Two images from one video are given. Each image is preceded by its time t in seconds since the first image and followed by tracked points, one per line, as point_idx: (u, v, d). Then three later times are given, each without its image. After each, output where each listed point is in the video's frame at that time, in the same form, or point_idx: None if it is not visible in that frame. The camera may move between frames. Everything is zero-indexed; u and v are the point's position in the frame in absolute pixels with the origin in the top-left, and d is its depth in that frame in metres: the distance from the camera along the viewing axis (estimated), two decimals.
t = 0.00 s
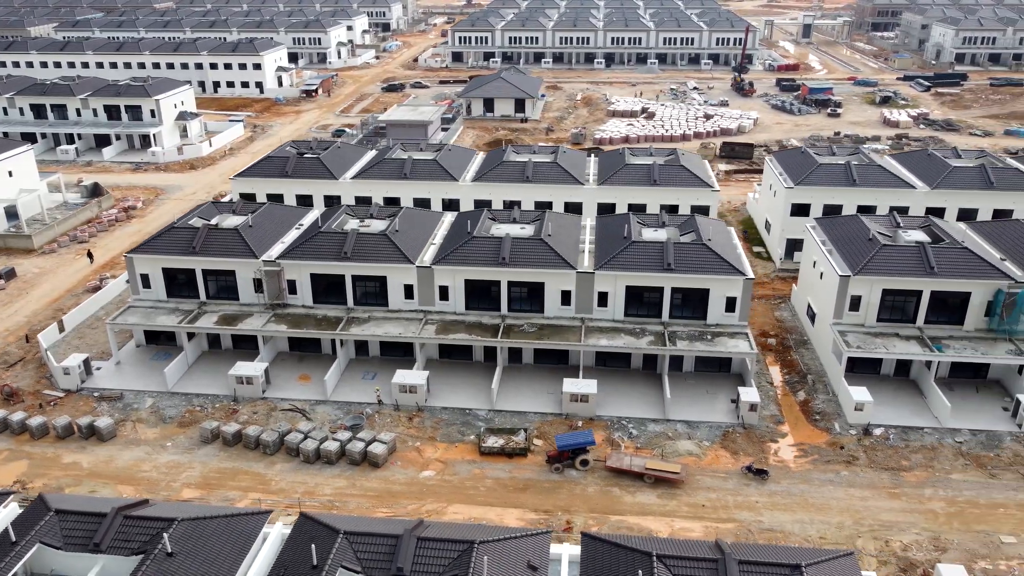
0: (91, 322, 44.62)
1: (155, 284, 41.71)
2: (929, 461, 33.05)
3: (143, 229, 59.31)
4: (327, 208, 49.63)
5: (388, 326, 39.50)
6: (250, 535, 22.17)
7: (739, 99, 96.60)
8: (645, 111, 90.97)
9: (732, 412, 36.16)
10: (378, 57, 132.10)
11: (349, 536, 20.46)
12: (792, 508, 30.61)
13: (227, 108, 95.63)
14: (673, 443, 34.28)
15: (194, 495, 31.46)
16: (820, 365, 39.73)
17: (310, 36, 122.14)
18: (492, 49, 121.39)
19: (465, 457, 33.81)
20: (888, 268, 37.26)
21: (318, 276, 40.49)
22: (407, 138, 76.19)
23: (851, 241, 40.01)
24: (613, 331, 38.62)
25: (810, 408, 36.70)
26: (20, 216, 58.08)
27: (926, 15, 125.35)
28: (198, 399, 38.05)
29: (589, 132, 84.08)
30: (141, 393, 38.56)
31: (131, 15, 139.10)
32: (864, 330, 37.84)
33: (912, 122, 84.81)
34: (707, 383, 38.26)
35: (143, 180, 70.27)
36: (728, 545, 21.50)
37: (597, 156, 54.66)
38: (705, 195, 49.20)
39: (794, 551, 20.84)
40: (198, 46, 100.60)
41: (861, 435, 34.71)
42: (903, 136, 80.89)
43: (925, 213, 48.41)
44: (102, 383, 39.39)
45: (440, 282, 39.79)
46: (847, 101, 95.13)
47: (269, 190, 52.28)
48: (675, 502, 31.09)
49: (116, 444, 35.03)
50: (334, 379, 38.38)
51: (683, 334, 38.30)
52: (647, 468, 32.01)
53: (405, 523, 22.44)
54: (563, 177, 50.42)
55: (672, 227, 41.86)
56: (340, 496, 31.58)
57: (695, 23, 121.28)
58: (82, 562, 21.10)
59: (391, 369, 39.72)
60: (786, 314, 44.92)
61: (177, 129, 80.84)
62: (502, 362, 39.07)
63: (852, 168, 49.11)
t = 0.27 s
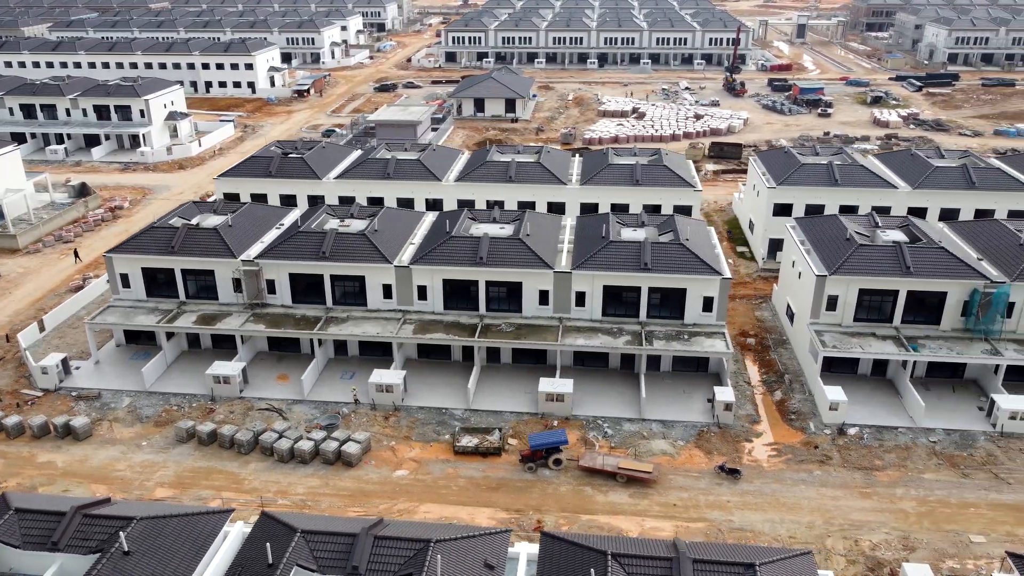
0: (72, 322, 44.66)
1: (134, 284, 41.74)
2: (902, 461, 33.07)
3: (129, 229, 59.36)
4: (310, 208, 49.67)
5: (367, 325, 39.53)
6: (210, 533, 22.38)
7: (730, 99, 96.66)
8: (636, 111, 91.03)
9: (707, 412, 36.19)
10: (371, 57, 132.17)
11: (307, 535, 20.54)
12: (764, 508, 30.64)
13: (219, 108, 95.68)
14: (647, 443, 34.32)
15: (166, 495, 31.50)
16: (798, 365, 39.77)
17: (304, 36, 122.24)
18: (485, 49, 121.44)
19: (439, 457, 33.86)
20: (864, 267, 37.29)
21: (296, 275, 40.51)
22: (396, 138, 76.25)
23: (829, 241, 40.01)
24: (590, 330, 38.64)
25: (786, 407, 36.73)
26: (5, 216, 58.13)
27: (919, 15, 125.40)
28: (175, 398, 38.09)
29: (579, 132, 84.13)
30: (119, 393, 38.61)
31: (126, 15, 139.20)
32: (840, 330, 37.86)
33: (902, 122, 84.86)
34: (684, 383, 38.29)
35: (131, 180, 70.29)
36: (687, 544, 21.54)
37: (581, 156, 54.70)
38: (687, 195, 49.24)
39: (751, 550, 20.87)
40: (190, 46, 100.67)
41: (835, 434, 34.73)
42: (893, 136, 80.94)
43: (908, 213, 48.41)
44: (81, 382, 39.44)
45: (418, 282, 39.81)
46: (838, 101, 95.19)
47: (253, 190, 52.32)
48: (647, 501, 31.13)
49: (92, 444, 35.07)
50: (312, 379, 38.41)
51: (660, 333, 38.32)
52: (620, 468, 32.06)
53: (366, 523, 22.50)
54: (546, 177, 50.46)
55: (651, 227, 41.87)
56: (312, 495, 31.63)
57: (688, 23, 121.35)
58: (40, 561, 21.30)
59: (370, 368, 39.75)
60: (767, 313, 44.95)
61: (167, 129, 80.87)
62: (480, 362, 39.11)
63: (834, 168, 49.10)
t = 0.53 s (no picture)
0: (52, 322, 44.71)
1: (113, 284, 41.78)
2: (874, 461, 33.09)
3: (113, 229, 59.39)
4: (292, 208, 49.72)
5: (343, 325, 39.58)
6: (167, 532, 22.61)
7: (721, 99, 96.74)
8: (626, 111, 91.10)
9: (681, 412, 36.22)
10: (365, 57, 132.25)
11: (261, 534, 20.60)
12: (733, 508, 30.66)
13: (210, 108, 95.74)
14: (620, 443, 34.38)
15: (138, 495, 31.52)
16: (774, 365, 39.83)
17: (297, 36, 122.35)
18: (478, 50, 121.48)
19: (411, 456, 33.89)
20: (839, 268, 37.33)
21: (273, 275, 40.55)
22: (385, 138, 76.33)
23: (805, 241, 40.05)
24: (566, 330, 38.69)
25: (760, 407, 36.80)
26: None
27: (913, 15, 125.44)
28: (151, 398, 38.12)
29: (569, 132, 84.22)
30: (95, 392, 38.64)
31: (120, 15, 139.30)
32: (815, 330, 37.89)
33: (891, 123, 84.90)
34: (659, 383, 38.37)
35: (119, 180, 70.34)
36: (643, 544, 21.57)
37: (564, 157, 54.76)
38: (668, 195, 49.29)
39: (706, 550, 20.88)
40: (182, 46, 100.74)
41: (808, 434, 34.77)
42: (881, 136, 81.00)
43: (888, 213, 48.46)
44: (57, 382, 39.49)
45: (395, 282, 39.83)
46: (828, 101, 95.25)
47: (236, 190, 52.38)
48: (617, 501, 31.17)
49: (66, 444, 35.11)
50: (288, 379, 38.46)
51: (636, 333, 38.37)
52: (590, 468, 32.10)
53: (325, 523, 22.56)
54: (528, 177, 50.52)
55: (629, 227, 41.92)
56: (283, 495, 31.66)
57: (681, 23, 121.39)
58: None
59: (346, 368, 39.79)
60: (746, 313, 45.01)
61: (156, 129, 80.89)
62: (457, 362, 39.18)
63: (815, 169, 49.13)
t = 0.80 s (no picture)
0: (30, 322, 44.75)
1: (90, 284, 41.83)
2: (844, 461, 33.12)
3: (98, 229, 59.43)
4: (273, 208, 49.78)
5: (319, 325, 39.63)
6: (123, 531, 22.97)
7: (711, 100, 96.81)
8: (616, 111, 91.17)
9: (654, 411, 36.25)
10: (358, 57, 132.34)
11: (214, 533, 20.67)
12: (701, 507, 30.72)
13: (200, 108, 95.80)
14: (591, 443, 34.44)
15: (107, 494, 31.56)
16: (750, 365, 39.87)
17: (289, 36, 122.46)
18: (470, 50, 121.50)
19: (383, 456, 33.95)
20: (812, 268, 37.38)
21: (250, 275, 40.60)
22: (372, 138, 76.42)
23: (781, 241, 40.10)
24: (541, 330, 38.76)
25: (734, 407, 36.84)
26: None
27: (905, 16, 125.50)
28: (126, 398, 38.17)
29: (557, 132, 84.30)
30: (70, 392, 38.69)
31: (113, 15, 139.41)
32: (789, 330, 37.94)
33: (879, 123, 84.95)
34: (634, 383, 38.43)
35: (105, 180, 70.40)
36: (597, 543, 21.63)
37: (546, 157, 54.82)
38: (648, 195, 49.36)
39: (658, 549, 20.95)
40: (173, 47, 100.80)
41: (780, 434, 34.81)
42: (869, 136, 81.05)
43: (868, 214, 48.50)
44: (33, 382, 39.54)
45: (371, 282, 39.89)
46: (818, 101, 95.31)
47: (218, 190, 52.44)
48: (585, 501, 31.24)
49: (38, 443, 35.15)
50: (263, 379, 38.52)
51: (611, 333, 38.43)
52: (560, 467, 32.16)
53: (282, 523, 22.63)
54: (509, 177, 50.58)
55: (605, 227, 41.99)
56: (253, 494, 31.71)
57: (673, 23, 121.47)
58: None
59: (322, 368, 39.85)
60: (724, 313, 45.08)
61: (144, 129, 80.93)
62: (432, 362, 39.23)
63: (795, 169, 49.16)
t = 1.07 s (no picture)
0: (9, 321, 44.81)
1: (67, 283, 41.87)
2: (813, 461, 33.16)
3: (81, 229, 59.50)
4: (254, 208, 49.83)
5: (294, 325, 39.68)
6: (79, 531, 22.99)
7: (701, 100, 96.86)
8: (605, 111, 91.24)
9: (626, 411, 36.32)
10: (350, 57, 132.41)
11: (165, 532, 20.76)
12: (667, 507, 30.77)
13: (190, 108, 95.88)
14: (561, 442, 34.50)
15: (76, 494, 31.61)
16: (724, 365, 39.91)
17: (282, 36, 122.58)
18: (462, 50, 121.53)
19: (353, 456, 34.01)
20: (785, 268, 37.42)
21: (225, 275, 40.65)
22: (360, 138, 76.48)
23: (755, 241, 40.13)
24: (515, 330, 38.80)
25: (706, 407, 36.89)
26: None
27: (897, 16, 125.53)
28: (100, 397, 38.23)
29: (545, 132, 84.37)
30: (45, 391, 38.74)
31: (106, 15, 139.52)
32: (762, 330, 37.97)
33: (867, 123, 84.98)
34: (608, 382, 38.49)
35: (92, 180, 70.46)
36: (548, 543, 21.67)
37: (528, 157, 54.88)
38: (628, 195, 49.41)
39: (608, 548, 20.98)
40: (163, 47, 100.88)
41: (750, 433, 34.85)
42: (857, 136, 81.07)
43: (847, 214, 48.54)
44: (9, 381, 39.60)
45: (346, 282, 39.94)
46: (807, 101, 95.35)
47: (199, 190, 52.49)
48: (553, 500, 31.29)
49: (10, 443, 35.21)
50: (237, 379, 38.57)
51: (584, 333, 38.48)
52: (528, 467, 32.19)
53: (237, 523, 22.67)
54: (489, 177, 50.62)
55: (581, 227, 42.04)
56: (221, 494, 31.76)
57: (665, 24, 121.52)
58: None
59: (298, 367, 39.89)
60: (701, 313, 45.14)
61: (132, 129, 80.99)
62: (406, 361, 39.27)
63: (774, 169, 49.19)
